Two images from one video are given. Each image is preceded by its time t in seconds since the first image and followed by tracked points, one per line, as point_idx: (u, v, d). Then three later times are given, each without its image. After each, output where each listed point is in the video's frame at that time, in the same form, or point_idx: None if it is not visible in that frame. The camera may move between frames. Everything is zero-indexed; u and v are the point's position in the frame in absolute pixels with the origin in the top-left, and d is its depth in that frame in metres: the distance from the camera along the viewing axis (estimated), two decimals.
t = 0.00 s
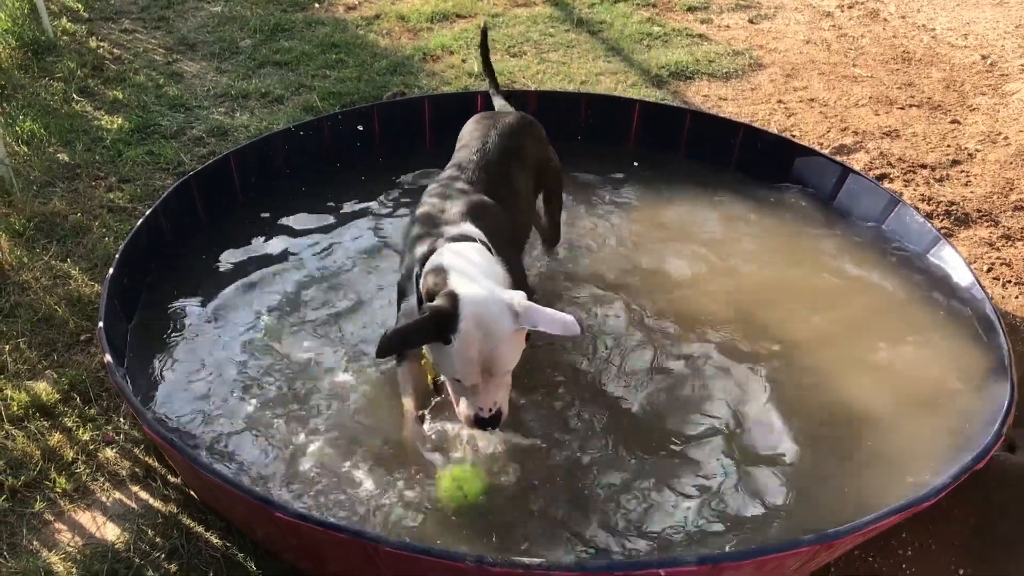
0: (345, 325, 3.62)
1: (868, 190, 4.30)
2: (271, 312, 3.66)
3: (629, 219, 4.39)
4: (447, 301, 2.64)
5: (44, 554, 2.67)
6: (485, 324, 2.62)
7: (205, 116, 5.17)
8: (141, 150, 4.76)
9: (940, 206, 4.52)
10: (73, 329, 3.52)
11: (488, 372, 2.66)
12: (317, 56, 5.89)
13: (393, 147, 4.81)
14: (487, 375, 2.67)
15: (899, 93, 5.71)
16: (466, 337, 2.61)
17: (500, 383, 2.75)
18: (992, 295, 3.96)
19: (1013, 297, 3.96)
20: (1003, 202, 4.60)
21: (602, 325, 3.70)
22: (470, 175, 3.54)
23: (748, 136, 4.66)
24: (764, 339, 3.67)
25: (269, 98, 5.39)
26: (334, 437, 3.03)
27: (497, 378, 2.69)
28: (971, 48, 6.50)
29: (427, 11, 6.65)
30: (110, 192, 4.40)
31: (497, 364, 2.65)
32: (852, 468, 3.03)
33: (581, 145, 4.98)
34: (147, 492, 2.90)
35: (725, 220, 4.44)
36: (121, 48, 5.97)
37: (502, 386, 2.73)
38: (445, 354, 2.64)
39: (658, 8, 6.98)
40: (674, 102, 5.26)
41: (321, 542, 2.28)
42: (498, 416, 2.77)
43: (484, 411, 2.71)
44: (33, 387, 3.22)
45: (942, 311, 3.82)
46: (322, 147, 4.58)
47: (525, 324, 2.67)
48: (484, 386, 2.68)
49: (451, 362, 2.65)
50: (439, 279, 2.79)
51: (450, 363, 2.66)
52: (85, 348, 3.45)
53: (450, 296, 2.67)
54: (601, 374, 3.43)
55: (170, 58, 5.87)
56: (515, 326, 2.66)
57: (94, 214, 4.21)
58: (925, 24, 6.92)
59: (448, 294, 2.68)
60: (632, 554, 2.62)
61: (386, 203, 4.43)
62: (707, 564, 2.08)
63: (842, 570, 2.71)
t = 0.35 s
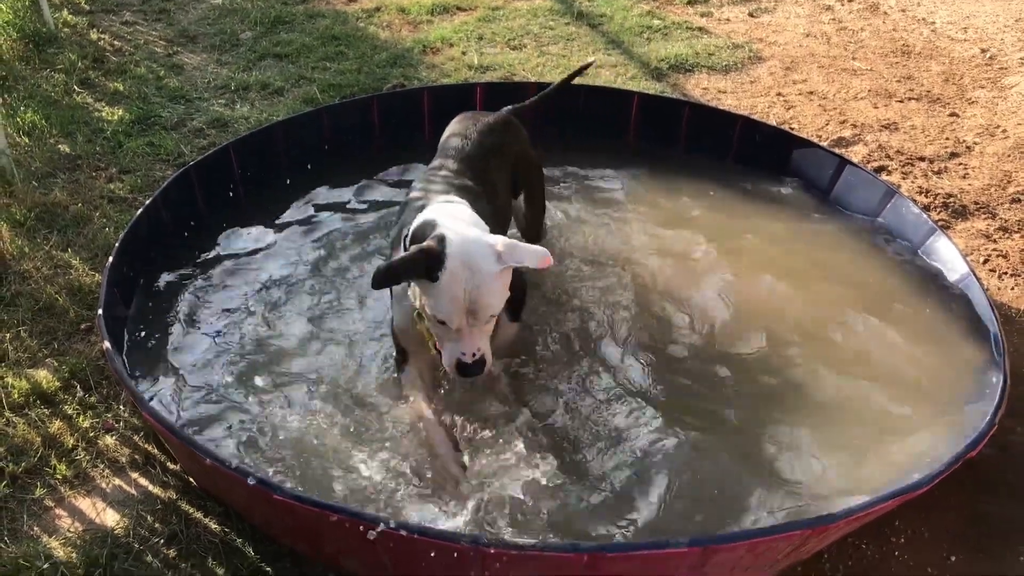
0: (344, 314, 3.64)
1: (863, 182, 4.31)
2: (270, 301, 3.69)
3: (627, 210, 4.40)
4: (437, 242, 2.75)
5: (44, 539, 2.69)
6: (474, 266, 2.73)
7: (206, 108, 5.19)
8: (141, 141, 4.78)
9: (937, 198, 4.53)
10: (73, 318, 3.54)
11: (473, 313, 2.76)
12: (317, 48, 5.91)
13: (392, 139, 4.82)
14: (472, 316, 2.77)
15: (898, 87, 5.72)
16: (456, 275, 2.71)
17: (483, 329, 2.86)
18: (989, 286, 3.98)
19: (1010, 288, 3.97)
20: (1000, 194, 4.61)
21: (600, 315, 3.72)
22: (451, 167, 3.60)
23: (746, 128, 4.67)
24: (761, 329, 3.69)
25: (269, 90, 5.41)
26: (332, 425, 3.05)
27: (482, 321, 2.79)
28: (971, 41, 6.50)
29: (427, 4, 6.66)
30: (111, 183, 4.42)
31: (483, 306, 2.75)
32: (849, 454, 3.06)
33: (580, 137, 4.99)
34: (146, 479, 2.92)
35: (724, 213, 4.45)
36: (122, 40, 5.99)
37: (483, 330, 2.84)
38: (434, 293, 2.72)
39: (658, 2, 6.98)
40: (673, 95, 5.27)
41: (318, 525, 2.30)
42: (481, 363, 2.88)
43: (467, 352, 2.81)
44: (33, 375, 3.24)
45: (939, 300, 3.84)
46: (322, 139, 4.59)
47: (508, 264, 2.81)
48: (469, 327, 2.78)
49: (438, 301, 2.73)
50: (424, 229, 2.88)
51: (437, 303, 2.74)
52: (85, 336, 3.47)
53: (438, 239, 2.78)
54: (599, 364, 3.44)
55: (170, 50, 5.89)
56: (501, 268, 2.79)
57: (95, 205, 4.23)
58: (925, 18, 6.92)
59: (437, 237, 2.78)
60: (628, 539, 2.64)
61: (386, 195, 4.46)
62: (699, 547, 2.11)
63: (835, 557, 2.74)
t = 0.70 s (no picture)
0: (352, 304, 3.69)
1: (867, 175, 4.37)
2: (281, 292, 3.75)
3: (633, 202, 4.43)
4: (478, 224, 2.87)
5: (57, 520, 2.74)
6: (511, 249, 2.82)
7: (216, 100, 5.24)
8: (152, 133, 4.83)
9: (941, 193, 4.56)
10: (85, 305, 3.59)
11: (506, 294, 2.84)
12: (326, 41, 5.95)
13: (401, 131, 4.87)
14: (505, 296, 2.84)
15: (905, 83, 5.74)
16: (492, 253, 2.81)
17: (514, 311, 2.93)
18: (992, 279, 4.00)
19: (1013, 282, 4.00)
20: (1005, 189, 4.63)
21: (605, 306, 3.75)
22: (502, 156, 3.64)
23: (753, 121, 4.76)
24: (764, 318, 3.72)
25: (279, 82, 5.45)
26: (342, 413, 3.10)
27: (514, 302, 2.87)
28: (978, 38, 6.51)
29: None
30: (122, 173, 4.47)
31: (516, 287, 2.84)
32: (849, 440, 3.11)
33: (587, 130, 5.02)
34: (156, 462, 2.97)
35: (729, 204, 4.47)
36: (133, 33, 6.04)
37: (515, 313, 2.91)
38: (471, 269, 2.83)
39: None
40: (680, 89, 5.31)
41: (326, 505, 2.35)
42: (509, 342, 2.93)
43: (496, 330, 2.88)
44: (46, 360, 3.30)
45: (939, 289, 3.89)
46: (331, 130, 4.64)
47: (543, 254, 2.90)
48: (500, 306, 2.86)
49: (474, 276, 2.83)
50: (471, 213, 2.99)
51: (474, 279, 2.84)
52: (97, 323, 3.52)
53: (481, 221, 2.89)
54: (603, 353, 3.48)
55: (181, 43, 5.94)
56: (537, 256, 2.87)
57: (107, 195, 4.28)
58: (932, 15, 6.93)
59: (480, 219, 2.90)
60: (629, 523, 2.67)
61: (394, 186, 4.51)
62: (699, 527, 2.15)
63: (835, 543, 2.77)
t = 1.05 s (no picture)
0: (362, 304, 3.71)
1: (874, 174, 4.38)
2: (291, 293, 3.76)
3: (640, 203, 4.45)
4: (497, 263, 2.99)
5: (69, 519, 2.76)
6: (534, 278, 2.92)
7: (224, 102, 5.27)
8: (161, 135, 4.85)
9: (949, 192, 4.56)
10: (95, 306, 3.62)
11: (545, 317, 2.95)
12: (334, 43, 5.97)
13: (408, 132, 4.89)
14: (545, 319, 2.96)
15: (911, 83, 5.74)
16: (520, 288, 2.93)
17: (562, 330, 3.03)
18: (999, 279, 4.01)
19: (1020, 281, 4.00)
20: (1012, 188, 4.63)
21: (612, 306, 3.77)
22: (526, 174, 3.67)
23: (759, 121, 4.75)
24: (772, 317, 3.73)
25: (286, 84, 5.48)
26: (352, 413, 3.12)
27: (557, 324, 2.99)
28: (984, 38, 6.51)
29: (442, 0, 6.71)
30: (131, 175, 4.50)
31: (552, 307, 2.95)
32: (860, 437, 3.12)
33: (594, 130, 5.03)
34: (168, 461, 2.99)
35: (736, 204, 4.49)
36: (142, 35, 6.07)
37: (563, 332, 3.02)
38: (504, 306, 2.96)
39: None
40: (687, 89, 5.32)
41: (337, 505, 2.36)
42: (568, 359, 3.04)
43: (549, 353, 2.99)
44: (57, 360, 3.32)
45: (948, 288, 3.90)
46: (338, 131, 4.66)
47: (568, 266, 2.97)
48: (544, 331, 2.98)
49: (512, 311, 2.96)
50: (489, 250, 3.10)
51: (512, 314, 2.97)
52: (108, 324, 3.55)
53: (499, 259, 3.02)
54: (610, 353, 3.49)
55: (189, 46, 5.97)
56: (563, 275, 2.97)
57: (116, 196, 4.31)
58: (938, 15, 6.92)
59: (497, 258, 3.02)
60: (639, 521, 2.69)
61: (404, 186, 4.52)
62: (708, 525, 2.16)
63: (843, 542, 2.78)
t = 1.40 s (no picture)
0: (359, 316, 3.69)
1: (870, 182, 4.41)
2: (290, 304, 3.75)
3: (637, 209, 4.45)
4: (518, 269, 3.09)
5: (68, 536, 2.74)
6: (551, 289, 3.01)
7: (218, 112, 5.25)
8: (155, 146, 4.84)
9: (944, 195, 4.57)
10: (91, 320, 3.60)
11: (548, 332, 3.01)
12: (327, 52, 5.97)
13: (404, 140, 4.88)
14: (548, 334, 3.02)
15: (905, 85, 5.76)
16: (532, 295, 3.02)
17: (558, 352, 3.08)
18: (996, 281, 4.01)
19: (1017, 283, 4.01)
20: (1007, 190, 4.64)
21: (610, 314, 3.76)
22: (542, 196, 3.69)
23: (753, 127, 4.76)
24: (771, 322, 3.73)
25: (280, 93, 5.47)
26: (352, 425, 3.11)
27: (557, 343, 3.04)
28: (976, 39, 6.53)
29: (435, 7, 6.71)
30: (126, 187, 4.48)
31: (559, 326, 3.01)
32: (864, 441, 3.13)
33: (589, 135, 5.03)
34: (167, 476, 2.97)
35: (732, 210, 4.49)
36: (134, 46, 6.05)
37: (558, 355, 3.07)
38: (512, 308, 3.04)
39: (664, 2, 7.02)
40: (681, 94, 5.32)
41: (339, 518, 2.35)
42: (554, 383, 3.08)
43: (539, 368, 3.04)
44: (54, 375, 3.30)
45: (946, 290, 3.90)
46: (334, 141, 4.66)
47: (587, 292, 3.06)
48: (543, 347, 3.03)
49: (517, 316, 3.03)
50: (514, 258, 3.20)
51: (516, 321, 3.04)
52: (104, 337, 3.53)
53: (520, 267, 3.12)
54: (610, 362, 3.49)
55: (182, 56, 5.95)
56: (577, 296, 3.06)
57: (111, 209, 4.29)
58: (930, 17, 6.95)
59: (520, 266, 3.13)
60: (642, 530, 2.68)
61: (403, 195, 4.51)
62: (712, 534, 2.15)
63: (847, 547, 2.77)
